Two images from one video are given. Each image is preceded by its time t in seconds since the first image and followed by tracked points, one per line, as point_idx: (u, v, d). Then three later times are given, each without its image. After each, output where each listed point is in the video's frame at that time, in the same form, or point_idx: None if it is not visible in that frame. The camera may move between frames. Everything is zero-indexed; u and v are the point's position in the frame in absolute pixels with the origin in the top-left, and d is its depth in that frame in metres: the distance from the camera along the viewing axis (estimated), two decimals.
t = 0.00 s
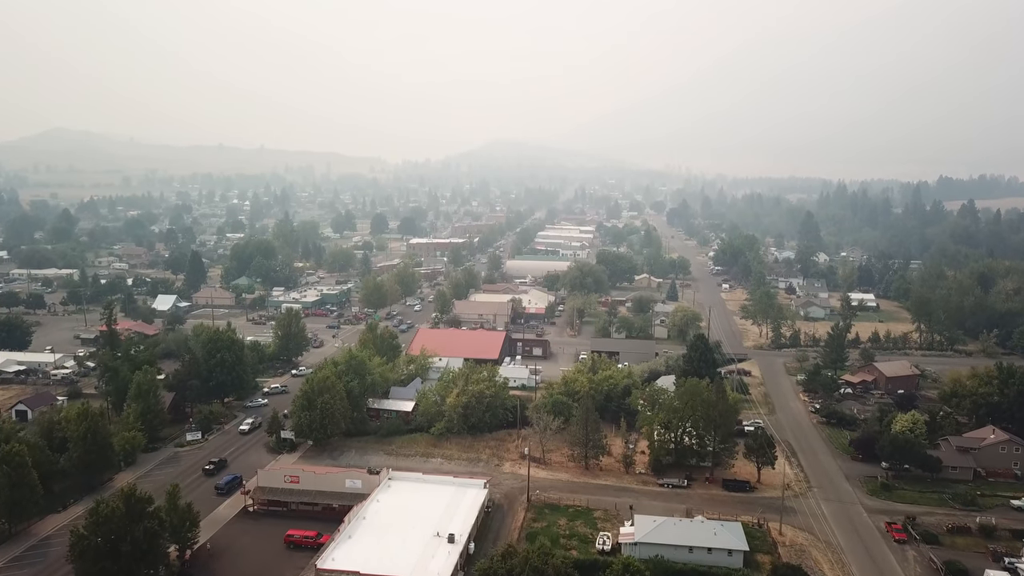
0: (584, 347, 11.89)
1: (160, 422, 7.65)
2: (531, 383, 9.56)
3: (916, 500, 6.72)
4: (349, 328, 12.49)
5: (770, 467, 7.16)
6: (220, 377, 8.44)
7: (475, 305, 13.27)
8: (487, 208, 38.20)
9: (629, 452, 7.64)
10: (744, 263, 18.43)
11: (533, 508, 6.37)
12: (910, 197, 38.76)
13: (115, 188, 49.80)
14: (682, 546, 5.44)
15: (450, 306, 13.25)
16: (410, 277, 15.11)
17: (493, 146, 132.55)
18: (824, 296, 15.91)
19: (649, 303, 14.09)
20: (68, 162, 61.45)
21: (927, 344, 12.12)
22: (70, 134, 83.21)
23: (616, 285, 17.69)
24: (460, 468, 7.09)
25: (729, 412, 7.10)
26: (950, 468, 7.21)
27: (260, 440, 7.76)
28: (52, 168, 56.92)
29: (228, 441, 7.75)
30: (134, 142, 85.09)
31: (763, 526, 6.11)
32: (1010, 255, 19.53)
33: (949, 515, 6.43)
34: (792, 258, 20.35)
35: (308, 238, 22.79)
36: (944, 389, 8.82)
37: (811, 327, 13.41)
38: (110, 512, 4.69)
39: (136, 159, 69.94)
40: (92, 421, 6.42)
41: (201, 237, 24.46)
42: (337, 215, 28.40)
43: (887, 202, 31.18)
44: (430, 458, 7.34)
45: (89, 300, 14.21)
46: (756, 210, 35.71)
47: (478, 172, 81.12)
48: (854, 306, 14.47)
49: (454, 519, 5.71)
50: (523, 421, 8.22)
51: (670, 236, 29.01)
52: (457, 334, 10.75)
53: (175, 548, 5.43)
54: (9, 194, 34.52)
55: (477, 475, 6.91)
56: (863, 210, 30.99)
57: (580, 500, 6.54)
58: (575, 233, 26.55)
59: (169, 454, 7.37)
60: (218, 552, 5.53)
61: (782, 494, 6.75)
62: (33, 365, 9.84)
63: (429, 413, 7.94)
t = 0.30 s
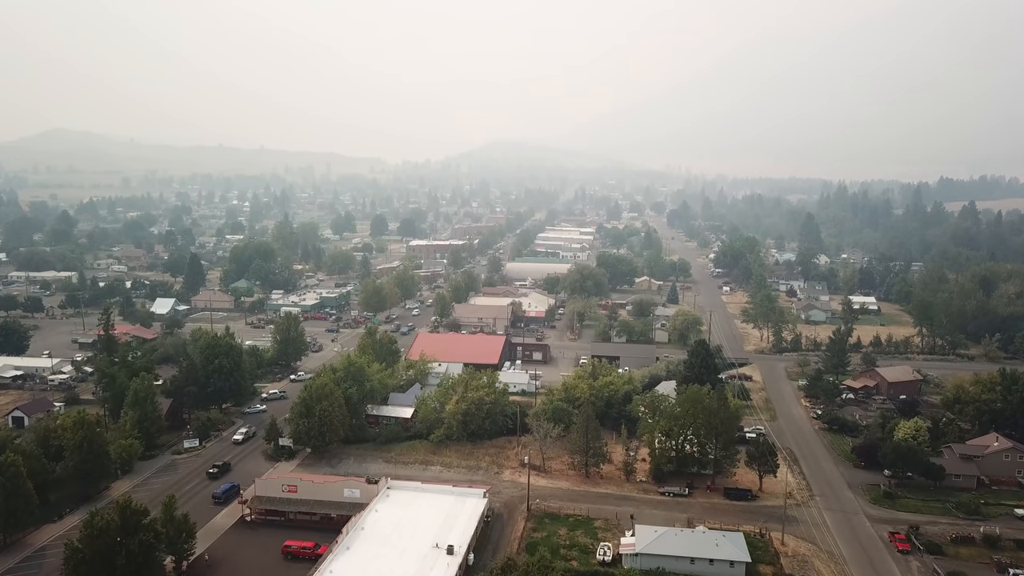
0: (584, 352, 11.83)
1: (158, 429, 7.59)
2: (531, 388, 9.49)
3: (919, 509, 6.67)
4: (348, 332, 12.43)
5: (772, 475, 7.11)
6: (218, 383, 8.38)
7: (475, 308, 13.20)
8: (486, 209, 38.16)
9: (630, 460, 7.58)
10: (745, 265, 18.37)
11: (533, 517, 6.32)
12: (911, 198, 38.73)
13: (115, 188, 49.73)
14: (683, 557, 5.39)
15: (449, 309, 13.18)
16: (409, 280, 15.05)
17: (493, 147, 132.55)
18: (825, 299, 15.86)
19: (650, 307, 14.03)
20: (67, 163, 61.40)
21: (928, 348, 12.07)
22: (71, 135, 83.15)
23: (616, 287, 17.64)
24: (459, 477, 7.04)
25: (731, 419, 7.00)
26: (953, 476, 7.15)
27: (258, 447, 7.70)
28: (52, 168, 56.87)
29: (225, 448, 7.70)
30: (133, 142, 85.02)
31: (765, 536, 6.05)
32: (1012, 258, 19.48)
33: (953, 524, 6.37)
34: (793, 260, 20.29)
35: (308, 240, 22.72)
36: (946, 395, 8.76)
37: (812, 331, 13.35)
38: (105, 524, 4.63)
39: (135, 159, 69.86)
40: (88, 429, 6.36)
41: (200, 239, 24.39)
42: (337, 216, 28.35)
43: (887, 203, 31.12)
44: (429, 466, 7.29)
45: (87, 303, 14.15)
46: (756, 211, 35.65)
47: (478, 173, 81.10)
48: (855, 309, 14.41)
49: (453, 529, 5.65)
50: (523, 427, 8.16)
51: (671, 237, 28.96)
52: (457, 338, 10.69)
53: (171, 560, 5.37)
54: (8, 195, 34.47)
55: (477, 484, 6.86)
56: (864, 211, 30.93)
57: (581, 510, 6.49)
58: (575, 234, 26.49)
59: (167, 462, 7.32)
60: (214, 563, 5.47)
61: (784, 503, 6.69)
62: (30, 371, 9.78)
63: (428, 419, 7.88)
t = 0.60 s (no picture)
0: (584, 356, 11.77)
1: (155, 436, 7.54)
2: (531, 394, 9.43)
3: (922, 518, 6.61)
4: (347, 336, 12.37)
5: (774, 483, 7.05)
6: (216, 390, 8.33)
7: (474, 312, 13.14)
8: (486, 210, 38.10)
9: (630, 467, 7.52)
10: (745, 268, 18.31)
11: (533, 526, 6.26)
12: (911, 199, 38.68)
13: (114, 189, 49.65)
14: (685, 569, 5.32)
15: (449, 313, 13.11)
16: (409, 283, 14.99)
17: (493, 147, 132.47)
18: (826, 303, 15.80)
19: (650, 310, 13.96)
20: (67, 164, 61.34)
21: (930, 352, 12.00)
22: (71, 136, 83.08)
23: (617, 290, 17.58)
24: (458, 485, 6.99)
25: (733, 427, 6.95)
26: (957, 483, 7.09)
27: (256, 454, 7.65)
28: (51, 169, 56.81)
29: (223, 455, 7.65)
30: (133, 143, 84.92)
31: (767, 546, 5.99)
32: (1013, 261, 19.42)
33: (956, 534, 6.31)
34: (794, 263, 20.22)
35: (307, 242, 22.65)
36: (949, 401, 8.70)
37: (813, 335, 13.29)
38: (100, 538, 4.57)
39: (135, 159, 69.77)
40: (84, 438, 6.31)
41: (199, 241, 24.30)
42: (336, 218, 28.28)
43: (888, 204, 31.05)
44: (428, 474, 7.23)
45: (85, 306, 14.08)
46: (757, 212, 35.57)
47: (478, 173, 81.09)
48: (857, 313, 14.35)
49: (452, 540, 5.59)
50: (523, 434, 8.10)
51: (671, 239, 28.91)
52: (456, 343, 10.62)
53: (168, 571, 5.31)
54: (8, 196, 34.40)
55: (476, 492, 6.81)
56: (864, 213, 30.86)
57: (581, 519, 6.43)
58: (576, 236, 26.41)
59: (164, 469, 7.26)
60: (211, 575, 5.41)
61: (786, 512, 6.64)
62: (27, 376, 9.71)
63: (428, 426, 7.81)
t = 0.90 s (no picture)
0: (585, 360, 11.71)
1: (152, 443, 7.49)
2: (531, 399, 9.37)
3: (925, 527, 6.56)
4: (346, 340, 12.32)
5: (776, 492, 7.00)
6: (214, 396, 8.27)
7: (474, 316, 13.08)
8: (486, 212, 38.07)
9: (631, 475, 7.47)
10: (746, 271, 18.26)
11: (533, 536, 6.21)
12: (912, 200, 38.63)
13: (114, 190, 49.58)
14: None
15: (449, 317, 13.05)
16: (409, 286, 14.93)
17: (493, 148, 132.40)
18: (827, 306, 15.74)
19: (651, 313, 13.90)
20: (67, 164, 61.31)
21: (932, 356, 11.94)
22: (71, 136, 83.03)
23: (617, 293, 17.52)
24: (458, 493, 6.93)
25: (734, 435, 6.90)
26: (960, 492, 7.03)
27: (254, 462, 7.61)
28: (51, 170, 56.76)
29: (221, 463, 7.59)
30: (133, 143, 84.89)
31: (769, 556, 5.94)
32: (1014, 264, 19.36)
33: (960, 543, 6.25)
34: (795, 265, 20.15)
35: (307, 244, 22.59)
36: (951, 408, 8.64)
37: (814, 339, 13.23)
38: (94, 553, 4.52)
39: (135, 159, 69.69)
40: (80, 447, 6.25)
41: (199, 243, 24.23)
42: (337, 219, 28.23)
43: (889, 205, 31.00)
44: (427, 482, 7.18)
45: (83, 310, 14.01)
46: (757, 213, 35.52)
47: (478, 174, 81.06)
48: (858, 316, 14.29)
49: (451, 551, 5.53)
50: (523, 441, 8.04)
51: (671, 240, 28.86)
52: (456, 348, 10.57)
53: None
54: (8, 197, 34.39)
55: (476, 501, 6.75)
56: (865, 214, 30.80)
57: (581, 528, 6.37)
58: (576, 238, 26.35)
59: (161, 477, 7.21)
60: None
61: (788, 521, 6.58)
62: (25, 382, 9.66)
63: (426, 433, 7.75)
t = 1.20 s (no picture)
0: (585, 365, 11.66)
1: (149, 451, 7.44)
2: (531, 405, 9.31)
3: (929, 537, 6.50)
4: (345, 344, 12.26)
5: (778, 500, 6.94)
6: (212, 403, 8.23)
7: (474, 319, 13.02)
8: (486, 213, 38.04)
9: (632, 483, 7.42)
10: (746, 274, 18.21)
11: (533, 546, 6.16)
12: (912, 202, 38.59)
13: (114, 191, 49.51)
14: None
15: (449, 320, 12.99)
16: (408, 289, 14.87)
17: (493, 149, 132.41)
18: (828, 309, 15.68)
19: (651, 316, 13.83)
20: (67, 165, 61.29)
21: (934, 359, 11.88)
22: (71, 137, 82.98)
23: (617, 295, 17.47)
24: (458, 502, 6.88)
25: (735, 443, 6.84)
26: (963, 500, 6.98)
27: (252, 469, 7.56)
28: (51, 170, 56.70)
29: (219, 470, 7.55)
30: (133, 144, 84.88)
31: (771, 566, 5.89)
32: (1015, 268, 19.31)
33: (964, 553, 6.20)
34: (796, 267, 20.09)
35: (307, 246, 22.53)
36: (954, 414, 8.59)
37: (815, 343, 13.17)
38: (89, 564, 4.47)
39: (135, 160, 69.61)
40: (77, 455, 6.20)
41: (198, 245, 24.16)
42: (336, 221, 28.17)
43: (890, 207, 30.93)
44: (427, 490, 7.13)
45: (81, 313, 13.95)
46: (757, 214, 35.47)
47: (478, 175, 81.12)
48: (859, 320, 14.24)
49: (450, 562, 5.46)
50: (523, 448, 7.99)
51: (672, 242, 28.81)
52: (455, 352, 10.51)
53: None
54: (8, 199, 34.38)
55: (475, 510, 6.70)
56: (866, 216, 30.74)
57: (582, 537, 6.32)
58: (576, 239, 26.30)
59: (158, 485, 7.17)
60: None
61: (791, 530, 6.53)
62: (22, 388, 9.60)
63: (426, 440, 7.70)
